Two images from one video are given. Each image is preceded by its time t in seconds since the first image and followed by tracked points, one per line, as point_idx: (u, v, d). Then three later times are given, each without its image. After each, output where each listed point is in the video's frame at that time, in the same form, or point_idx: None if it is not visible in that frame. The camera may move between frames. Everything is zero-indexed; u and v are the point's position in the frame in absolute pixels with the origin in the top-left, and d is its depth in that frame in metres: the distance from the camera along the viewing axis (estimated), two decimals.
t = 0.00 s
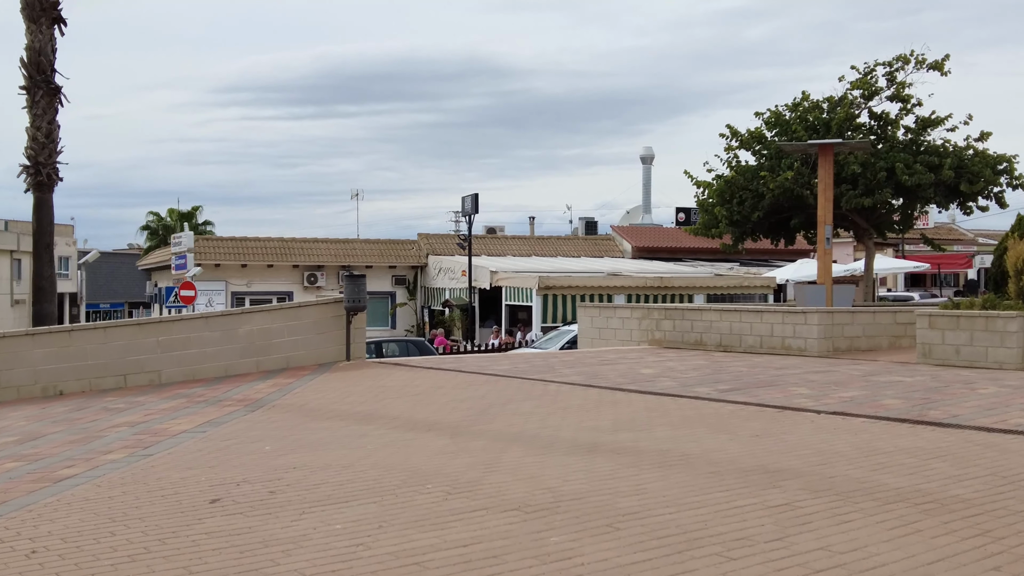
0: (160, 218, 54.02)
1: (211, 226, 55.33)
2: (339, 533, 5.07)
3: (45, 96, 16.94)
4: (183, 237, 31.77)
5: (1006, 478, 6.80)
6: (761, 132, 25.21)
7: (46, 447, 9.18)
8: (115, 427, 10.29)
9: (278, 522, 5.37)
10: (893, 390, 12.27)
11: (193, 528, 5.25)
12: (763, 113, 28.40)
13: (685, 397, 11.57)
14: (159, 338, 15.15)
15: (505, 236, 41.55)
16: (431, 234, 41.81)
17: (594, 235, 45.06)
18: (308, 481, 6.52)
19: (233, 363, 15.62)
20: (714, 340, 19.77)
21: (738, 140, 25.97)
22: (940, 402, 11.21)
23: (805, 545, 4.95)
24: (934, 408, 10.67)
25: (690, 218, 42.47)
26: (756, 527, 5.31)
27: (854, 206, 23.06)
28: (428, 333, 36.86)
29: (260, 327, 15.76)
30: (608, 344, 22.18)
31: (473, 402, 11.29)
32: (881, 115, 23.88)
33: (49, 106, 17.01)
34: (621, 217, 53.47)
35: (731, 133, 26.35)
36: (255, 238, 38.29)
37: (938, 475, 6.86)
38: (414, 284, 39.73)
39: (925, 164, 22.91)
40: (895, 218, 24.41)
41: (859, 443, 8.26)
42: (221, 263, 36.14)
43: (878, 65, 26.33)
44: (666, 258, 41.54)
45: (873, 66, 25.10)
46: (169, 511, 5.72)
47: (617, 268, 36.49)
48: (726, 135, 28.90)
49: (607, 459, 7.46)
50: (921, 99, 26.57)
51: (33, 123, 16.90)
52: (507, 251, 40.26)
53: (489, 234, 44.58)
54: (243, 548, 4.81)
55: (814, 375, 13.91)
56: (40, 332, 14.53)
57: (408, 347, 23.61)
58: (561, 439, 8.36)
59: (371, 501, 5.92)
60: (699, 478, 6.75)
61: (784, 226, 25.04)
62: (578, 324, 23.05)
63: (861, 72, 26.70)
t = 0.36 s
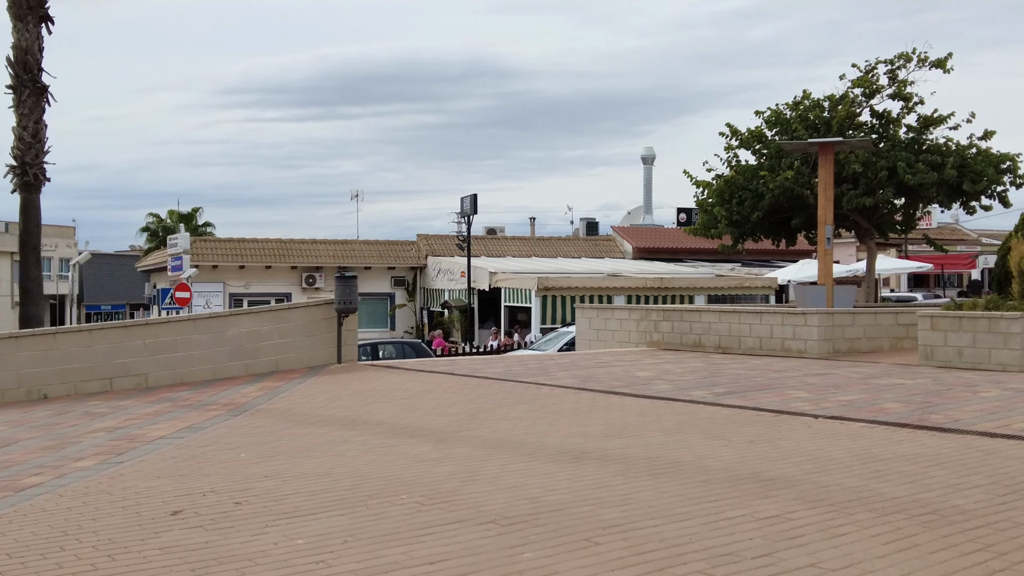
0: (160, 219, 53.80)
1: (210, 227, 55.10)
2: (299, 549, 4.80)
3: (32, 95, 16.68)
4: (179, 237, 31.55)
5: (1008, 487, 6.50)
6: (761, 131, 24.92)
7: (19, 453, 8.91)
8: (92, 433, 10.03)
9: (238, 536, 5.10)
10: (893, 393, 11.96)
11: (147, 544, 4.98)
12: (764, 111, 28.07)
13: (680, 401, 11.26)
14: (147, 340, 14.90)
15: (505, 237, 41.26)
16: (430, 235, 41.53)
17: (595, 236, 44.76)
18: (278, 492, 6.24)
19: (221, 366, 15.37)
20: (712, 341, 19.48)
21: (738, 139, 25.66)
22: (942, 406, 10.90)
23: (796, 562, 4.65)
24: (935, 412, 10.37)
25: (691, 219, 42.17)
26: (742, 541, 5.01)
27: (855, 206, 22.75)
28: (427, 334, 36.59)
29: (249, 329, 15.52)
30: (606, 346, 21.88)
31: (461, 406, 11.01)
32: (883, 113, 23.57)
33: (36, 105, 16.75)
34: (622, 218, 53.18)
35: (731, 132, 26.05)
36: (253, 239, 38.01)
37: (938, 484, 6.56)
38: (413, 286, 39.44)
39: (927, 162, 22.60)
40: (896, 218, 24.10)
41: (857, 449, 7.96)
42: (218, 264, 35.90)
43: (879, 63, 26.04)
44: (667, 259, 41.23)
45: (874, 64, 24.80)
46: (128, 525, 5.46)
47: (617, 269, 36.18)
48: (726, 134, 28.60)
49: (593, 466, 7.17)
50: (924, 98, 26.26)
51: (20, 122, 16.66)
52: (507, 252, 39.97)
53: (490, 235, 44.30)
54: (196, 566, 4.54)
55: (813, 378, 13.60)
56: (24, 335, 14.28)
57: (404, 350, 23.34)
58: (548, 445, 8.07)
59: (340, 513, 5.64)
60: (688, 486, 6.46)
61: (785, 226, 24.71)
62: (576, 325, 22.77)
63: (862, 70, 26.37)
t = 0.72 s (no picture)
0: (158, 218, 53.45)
1: (209, 226, 54.76)
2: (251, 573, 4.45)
3: (16, 91, 16.31)
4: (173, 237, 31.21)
5: (1016, 501, 6.13)
6: (761, 129, 24.54)
7: None
8: (64, 439, 9.68)
9: (188, 559, 4.76)
10: (895, 397, 11.57)
11: (90, 567, 4.65)
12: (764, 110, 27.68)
13: (675, 405, 10.90)
14: (130, 342, 14.54)
15: (504, 237, 40.89)
16: (428, 235, 41.15)
17: (594, 236, 44.40)
18: (240, 507, 5.90)
19: (206, 368, 15.01)
20: (711, 343, 19.11)
21: (738, 137, 25.29)
22: (945, 411, 10.52)
23: None
24: (939, 418, 10.00)
25: (691, 218, 41.80)
26: (730, 564, 4.65)
27: (856, 205, 22.37)
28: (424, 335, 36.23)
29: (236, 330, 15.15)
30: (602, 347, 21.51)
31: (448, 410, 10.64)
32: (885, 111, 23.18)
33: (19, 102, 16.39)
34: (622, 218, 52.81)
35: (731, 130, 25.68)
36: (249, 238, 37.65)
37: (942, 498, 6.19)
38: (410, 286, 39.07)
39: (930, 160, 22.22)
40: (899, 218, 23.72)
41: (857, 459, 7.58)
42: (214, 264, 35.56)
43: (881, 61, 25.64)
44: (667, 259, 40.86)
45: (876, 61, 24.41)
46: (74, 544, 5.12)
47: (616, 269, 35.79)
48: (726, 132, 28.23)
49: (577, 476, 6.81)
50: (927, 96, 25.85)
51: (3, 119, 16.31)
52: (506, 252, 39.60)
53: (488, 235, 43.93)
54: None
55: (813, 381, 13.21)
56: (4, 336, 13.92)
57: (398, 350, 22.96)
58: (532, 454, 7.71)
59: (302, 531, 5.30)
60: (676, 499, 6.10)
61: (785, 226, 24.34)
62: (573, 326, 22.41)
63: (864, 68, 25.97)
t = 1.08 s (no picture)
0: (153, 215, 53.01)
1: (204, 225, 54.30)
2: None
3: None
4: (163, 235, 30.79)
5: None
6: (759, 125, 24.15)
7: None
8: (29, 442, 9.29)
9: None
10: (896, 399, 11.17)
11: None
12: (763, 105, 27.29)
13: (667, 406, 10.50)
14: (109, 340, 14.14)
15: (500, 235, 40.48)
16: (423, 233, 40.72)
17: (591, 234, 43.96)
18: (194, 519, 5.51)
19: (187, 368, 14.61)
20: (707, 342, 18.71)
21: (735, 133, 24.90)
22: (948, 412, 10.13)
23: None
24: (941, 420, 9.60)
25: (689, 216, 41.41)
26: None
27: (856, 202, 21.99)
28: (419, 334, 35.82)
29: (218, 328, 14.75)
30: (597, 346, 21.12)
31: (431, 412, 10.25)
32: (885, 106, 22.79)
33: None
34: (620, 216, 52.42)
35: (728, 125, 25.28)
36: (243, 236, 37.23)
37: (946, 508, 5.79)
38: (406, 284, 38.65)
39: (930, 156, 21.83)
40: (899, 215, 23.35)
41: (856, 465, 7.18)
42: (206, 262, 35.14)
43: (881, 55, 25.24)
44: (665, 257, 40.45)
45: (876, 56, 24.01)
46: (8, 560, 4.74)
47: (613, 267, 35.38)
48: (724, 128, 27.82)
49: (559, 483, 6.41)
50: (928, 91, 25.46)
51: None
52: (502, 250, 39.18)
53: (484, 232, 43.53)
54: None
55: (811, 381, 12.81)
56: None
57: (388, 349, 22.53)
58: (514, 458, 7.32)
59: (256, 546, 4.91)
60: (663, 509, 5.71)
61: (783, 223, 23.95)
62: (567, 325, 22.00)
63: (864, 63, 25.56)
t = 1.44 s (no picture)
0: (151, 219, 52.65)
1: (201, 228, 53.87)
2: None
3: None
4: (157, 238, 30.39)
5: None
6: (760, 126, 23.80)
7: None
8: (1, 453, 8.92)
9: None
10: (902, 408, 10.80)
11: None
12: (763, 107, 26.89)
13: (666, 416, 10.13)
14: (93, 346, 13.78)
15: (498, 238, 40.10)
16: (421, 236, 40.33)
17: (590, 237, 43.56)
18: (156, 543, 5.15)
19: (174, 375, 14.25)
20: (707, 347, 18.35)
21: (736, 134, 24.55)
22: (957, 423, 9.77)
23: None
24: (951, 431, 9.24)
25: (689, 219, 41.05)
26: None
27: (858, 204, 21.62)
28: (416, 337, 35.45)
29: (205, 333, 14.38)
30: (595, 351, 20.75)
31: (421, 422, 9.88)
32: (888, 106, 22.43)
33: None
34: (619, 219, 52.05)
35: (728, 126, 24.93)
36: (238, 238, 36.85)
37: (962, 531, 5.44)
38: (403, 287, 38.26)
39: (934, 157, 21.47)
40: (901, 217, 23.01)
41: (863, 482, 6.82)
42: (201, 265, 34.78)
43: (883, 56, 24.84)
44: (664, 260, 40.09)
45: (878, 55, 23.66)
46: None
47: (613, 270, 34.98)
48: (724, 129, 27.41)
49: (550, 501, 6.06)
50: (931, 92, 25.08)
51: None
52: (501, 253, 38.80)
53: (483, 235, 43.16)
54: None
55: (814, 389, 12.44)
56: None
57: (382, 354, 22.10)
58: (503, 474, 6.96)
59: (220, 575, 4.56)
60: (659, 530, 5.36)
61: (785, 226, 23.58)
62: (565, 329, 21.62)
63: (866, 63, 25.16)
